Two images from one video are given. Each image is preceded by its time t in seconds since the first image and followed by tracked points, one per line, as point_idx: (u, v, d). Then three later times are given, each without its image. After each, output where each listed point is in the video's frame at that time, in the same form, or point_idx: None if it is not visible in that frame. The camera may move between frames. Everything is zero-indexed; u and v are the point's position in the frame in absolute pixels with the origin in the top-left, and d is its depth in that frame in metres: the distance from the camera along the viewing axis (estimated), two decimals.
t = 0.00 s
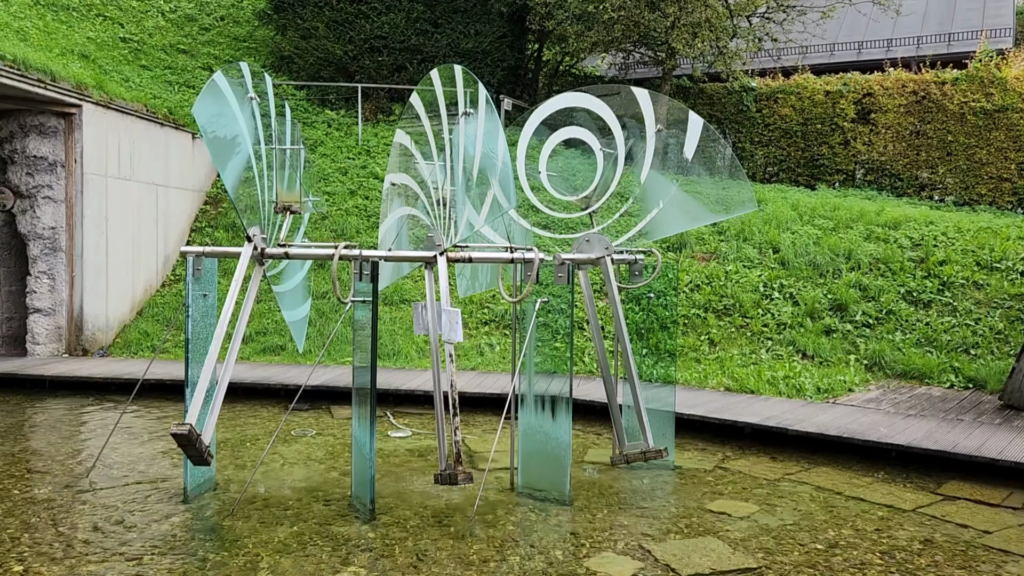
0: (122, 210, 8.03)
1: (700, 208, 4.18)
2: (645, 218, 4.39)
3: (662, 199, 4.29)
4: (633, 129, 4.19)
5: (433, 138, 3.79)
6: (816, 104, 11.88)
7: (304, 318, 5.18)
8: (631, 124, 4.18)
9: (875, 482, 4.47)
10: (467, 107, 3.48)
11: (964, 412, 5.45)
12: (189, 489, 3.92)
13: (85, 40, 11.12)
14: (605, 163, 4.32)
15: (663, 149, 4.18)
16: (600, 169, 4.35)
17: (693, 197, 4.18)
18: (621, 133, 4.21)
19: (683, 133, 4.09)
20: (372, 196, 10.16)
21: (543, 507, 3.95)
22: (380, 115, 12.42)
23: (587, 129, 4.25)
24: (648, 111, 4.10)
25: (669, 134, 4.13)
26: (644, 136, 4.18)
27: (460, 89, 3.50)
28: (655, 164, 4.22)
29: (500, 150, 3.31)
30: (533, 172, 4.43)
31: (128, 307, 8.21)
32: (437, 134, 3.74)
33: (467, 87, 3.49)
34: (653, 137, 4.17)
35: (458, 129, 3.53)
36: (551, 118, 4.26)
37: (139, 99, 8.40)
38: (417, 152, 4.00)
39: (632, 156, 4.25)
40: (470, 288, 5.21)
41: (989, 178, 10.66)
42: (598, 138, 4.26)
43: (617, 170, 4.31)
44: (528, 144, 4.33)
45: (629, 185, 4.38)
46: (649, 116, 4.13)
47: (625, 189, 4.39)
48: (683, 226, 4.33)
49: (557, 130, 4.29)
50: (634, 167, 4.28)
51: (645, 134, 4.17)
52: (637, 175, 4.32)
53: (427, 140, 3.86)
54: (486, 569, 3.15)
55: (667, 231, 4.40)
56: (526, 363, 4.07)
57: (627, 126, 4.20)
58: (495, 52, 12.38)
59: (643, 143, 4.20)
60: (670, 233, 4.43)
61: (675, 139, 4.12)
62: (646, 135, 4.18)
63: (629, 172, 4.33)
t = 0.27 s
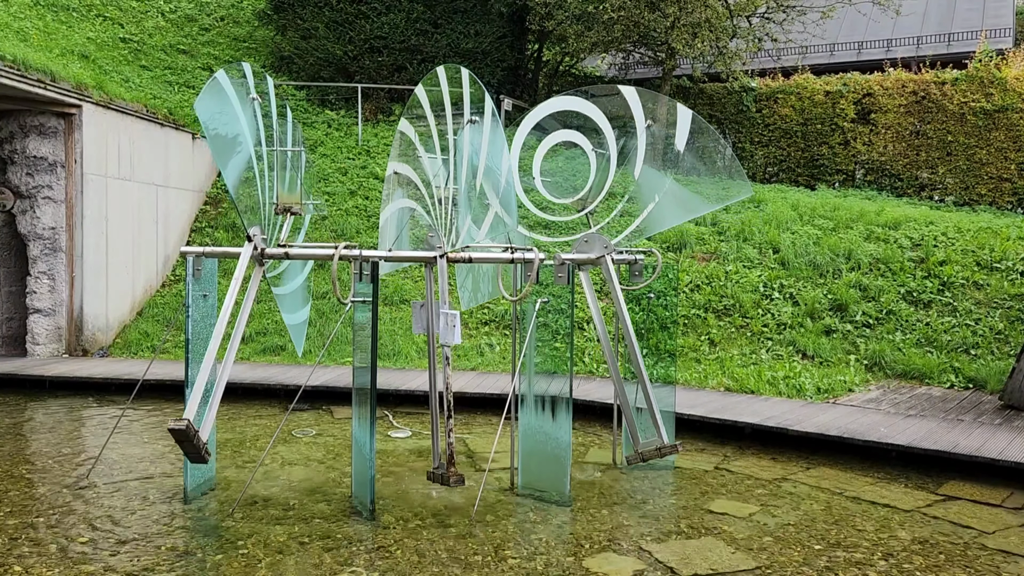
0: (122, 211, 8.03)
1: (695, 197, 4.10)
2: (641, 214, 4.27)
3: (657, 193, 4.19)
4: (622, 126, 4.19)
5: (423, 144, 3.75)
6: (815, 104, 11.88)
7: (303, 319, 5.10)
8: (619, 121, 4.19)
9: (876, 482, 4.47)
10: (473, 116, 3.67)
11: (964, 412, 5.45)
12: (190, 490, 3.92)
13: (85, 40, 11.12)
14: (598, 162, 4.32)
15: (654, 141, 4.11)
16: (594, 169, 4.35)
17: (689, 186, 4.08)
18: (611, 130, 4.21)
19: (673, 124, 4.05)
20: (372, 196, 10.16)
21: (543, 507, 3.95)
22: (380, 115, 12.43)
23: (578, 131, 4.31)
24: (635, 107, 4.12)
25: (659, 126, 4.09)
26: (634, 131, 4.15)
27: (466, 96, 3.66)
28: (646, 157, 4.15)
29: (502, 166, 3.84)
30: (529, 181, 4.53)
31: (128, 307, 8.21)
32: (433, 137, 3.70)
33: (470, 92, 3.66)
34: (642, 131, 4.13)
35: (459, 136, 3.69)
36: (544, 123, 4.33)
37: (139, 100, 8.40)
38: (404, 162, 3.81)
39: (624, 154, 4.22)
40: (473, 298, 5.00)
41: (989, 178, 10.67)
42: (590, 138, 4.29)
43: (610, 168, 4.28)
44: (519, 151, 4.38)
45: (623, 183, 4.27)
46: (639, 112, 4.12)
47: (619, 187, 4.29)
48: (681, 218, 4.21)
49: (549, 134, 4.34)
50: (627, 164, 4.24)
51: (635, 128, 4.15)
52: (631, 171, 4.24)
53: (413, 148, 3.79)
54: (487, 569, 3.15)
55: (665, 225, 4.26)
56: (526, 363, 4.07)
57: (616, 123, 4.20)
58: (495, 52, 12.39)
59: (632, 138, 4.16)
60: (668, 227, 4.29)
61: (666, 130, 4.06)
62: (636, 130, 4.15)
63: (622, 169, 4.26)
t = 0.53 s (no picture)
0: (122, 211, 8.03)
1: (690, 189, 4.28)
2: (638, 210, 4.41)
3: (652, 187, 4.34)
4: (612, 126, 4.31)
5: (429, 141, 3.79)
6: (815, 104, 11.88)
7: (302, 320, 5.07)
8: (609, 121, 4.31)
9: (876, 482, 4.47)
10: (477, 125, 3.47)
11: (964, 413, 5.45)
12: (189, 490, 3.91)
13: (85, 40, 11.12)
14: (592, 162, 4.37)
15: (645, 138, 4.27)
16: (587, 168, 4.39)
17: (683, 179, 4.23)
18: (603, 131, 4.31)
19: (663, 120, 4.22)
20: (372, 196, 10.16)
21: (542, 508, 3.95)
22: (379, 115, 12.43)
23: (569, 133, 4.33)
24: (624, 107, 4.27)
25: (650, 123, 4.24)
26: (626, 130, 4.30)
27: (471, 96, 3.49)
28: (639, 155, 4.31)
29: (507, 185, 3.50)
30: (524, 185, 4.45)
31: (128, 307, 8.21)
32: (437, 134, 3.74)
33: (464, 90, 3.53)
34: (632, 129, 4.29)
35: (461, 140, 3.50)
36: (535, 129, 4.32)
37: (138, 100, 8.40)
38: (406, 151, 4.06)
39: (617, 153, 4.33)
40: (475, 310, 4.74)
41: (989, 178, 10.67)
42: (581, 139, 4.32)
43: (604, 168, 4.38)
44: (516, 147, 4.32)
45: (617, 181, 4.42)
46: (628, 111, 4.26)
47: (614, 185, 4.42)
48: (676, 210, 4.40)
49: (541, 140, 4.34)
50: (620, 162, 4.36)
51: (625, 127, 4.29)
52: (624, 168, 4.37)
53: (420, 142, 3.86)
54: (487, 569, 3.15)
55: (661, 219, 4.44)
56: (526, 363, 4.07)
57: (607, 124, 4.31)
58: (495, 52, 12.39)
59: (624, 137, 4.30)
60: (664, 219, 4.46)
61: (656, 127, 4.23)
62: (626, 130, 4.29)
63: (615, 168, 4.39)
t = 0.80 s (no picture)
0: (122, 211, 8.02)
1: (686, 181, 4.35)
2: (635, 205, 4.49)
3: (647, 182, 4.43)
4: (604, 126, 4.35)
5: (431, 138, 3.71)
6: (815, 104, 11.88)
7: (302, 319, 5.06)
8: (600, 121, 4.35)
9: (876, 482, 4.46)
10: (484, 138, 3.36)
11: (964, 412, 5.45)
12: (189, 490, 3.91)
13: (84, 40, 11.11)
14: (585, 163, 4.41)
15: (637, 135, 4.34)
16: (581, 169, 4.41)
17: (676, 172, 4.33)
18: (594, 132, 4.34)
19: (653, 115, 4.29)
20: (372, 196, 10.15)
21: (543, 508, 3.94)
22: (379, 115, 12.43)
23: (560, 137, 4.34)
24: (614, 107, 4.33)
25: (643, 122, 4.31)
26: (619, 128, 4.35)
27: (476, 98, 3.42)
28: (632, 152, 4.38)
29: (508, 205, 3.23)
30: (520, 190, 4.45)
31: (128, 307, 8.20)
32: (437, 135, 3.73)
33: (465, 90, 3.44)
34: (625, 128, 4.35)
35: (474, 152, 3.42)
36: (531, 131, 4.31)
37: (138, 99, 8.39)
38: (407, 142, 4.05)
39: (611, 152, 4.39)
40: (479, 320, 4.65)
41: (989, 178, 10.67)
42: (574, 142, 4.36)
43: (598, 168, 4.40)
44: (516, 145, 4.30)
45: (612, 179, 4.47)
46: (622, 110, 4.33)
47: (610, 183, 4.48)
48: (672, 203, 4.51)
49: (535, 143, 4.34)
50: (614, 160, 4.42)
51: (617, 126, 4.35)
52: (618, 166, 4.43)
53: (422, 140, 3.83)
54: (487, 569, 3.15)
55: (658, 212, 4.55)
56: (526, 363, 4.07)
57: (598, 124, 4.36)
58: (495, 52, 12.40)
59: (616, 136, 4.35)
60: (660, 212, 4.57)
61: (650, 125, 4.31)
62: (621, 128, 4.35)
63: (610, 166, 4.43)
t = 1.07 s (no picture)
0: (122, 211, 8.02)
1: (681, 175, 4.37)
2: (632, 203, 4.48)
3: (642, 179, 4.43)
4: (596, 127, 4.39)
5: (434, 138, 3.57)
6: (815, 104, 11.87)
7: (302, 319, 5.05)
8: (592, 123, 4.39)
9: (876, 483, 4.46)
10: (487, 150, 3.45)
11: (964, 413, 5.45)
12: (189, 491, 3.91)
13: (84, 40, 11.11)
14: (580, 165, 4.40)
15: (629, 132, 4.36)
16: (575, 171, 4.41)
17: (671, 165, 4.35)
18: (587, 134, 4.38)
19: (643, 110, 4.30)
20: (372, 196, 10.15)
21: (543, 509, 3.94)
22: (379, 115, 12.44)
23: (554, 141, 4.37)
24: (604, 105, 4.33)
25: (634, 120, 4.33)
26: (612, 127, 4.37)
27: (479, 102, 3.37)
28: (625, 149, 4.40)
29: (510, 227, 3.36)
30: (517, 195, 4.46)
31: (128, 308, 8.20)
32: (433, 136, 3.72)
33: (471, 91, 3.47)
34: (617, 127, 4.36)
35: (477, 163, 3.50)
36: (524, 136, 4.33)
37: (138, 100, 8.39)
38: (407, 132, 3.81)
39: (605, 151, 4.42)
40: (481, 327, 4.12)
41: (989, 178, 10.67)
42: (567, 145, 4.39)
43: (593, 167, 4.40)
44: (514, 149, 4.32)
45: (607, 179, 4.44)
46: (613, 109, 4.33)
47: (605, 183, 4.45)
48: (670, 197, 4.47)
49: (529, 147, 4.38)
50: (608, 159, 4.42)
51: (608, 125, 4.37)
52: (612, 164, 4.43)
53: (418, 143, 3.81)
54: (487, 570, 3.14)
55: (656, 207, 4.52)
56: (526, 363, 4.08)
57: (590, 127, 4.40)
58: (495, 52, 12.40)
59: (609, 135, 4.39)
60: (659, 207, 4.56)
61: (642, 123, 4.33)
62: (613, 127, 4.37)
63: (605, 165, 4.43)
